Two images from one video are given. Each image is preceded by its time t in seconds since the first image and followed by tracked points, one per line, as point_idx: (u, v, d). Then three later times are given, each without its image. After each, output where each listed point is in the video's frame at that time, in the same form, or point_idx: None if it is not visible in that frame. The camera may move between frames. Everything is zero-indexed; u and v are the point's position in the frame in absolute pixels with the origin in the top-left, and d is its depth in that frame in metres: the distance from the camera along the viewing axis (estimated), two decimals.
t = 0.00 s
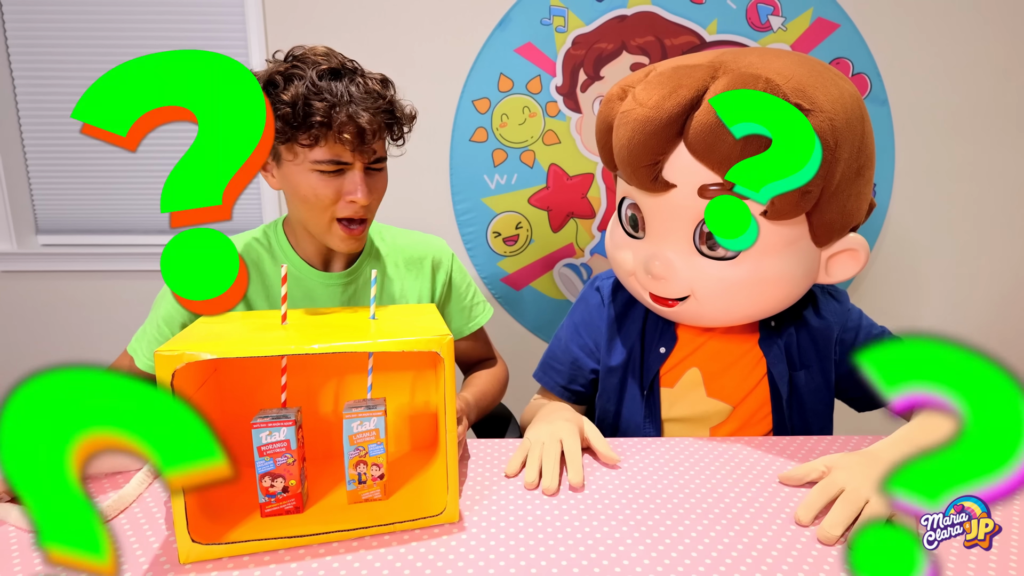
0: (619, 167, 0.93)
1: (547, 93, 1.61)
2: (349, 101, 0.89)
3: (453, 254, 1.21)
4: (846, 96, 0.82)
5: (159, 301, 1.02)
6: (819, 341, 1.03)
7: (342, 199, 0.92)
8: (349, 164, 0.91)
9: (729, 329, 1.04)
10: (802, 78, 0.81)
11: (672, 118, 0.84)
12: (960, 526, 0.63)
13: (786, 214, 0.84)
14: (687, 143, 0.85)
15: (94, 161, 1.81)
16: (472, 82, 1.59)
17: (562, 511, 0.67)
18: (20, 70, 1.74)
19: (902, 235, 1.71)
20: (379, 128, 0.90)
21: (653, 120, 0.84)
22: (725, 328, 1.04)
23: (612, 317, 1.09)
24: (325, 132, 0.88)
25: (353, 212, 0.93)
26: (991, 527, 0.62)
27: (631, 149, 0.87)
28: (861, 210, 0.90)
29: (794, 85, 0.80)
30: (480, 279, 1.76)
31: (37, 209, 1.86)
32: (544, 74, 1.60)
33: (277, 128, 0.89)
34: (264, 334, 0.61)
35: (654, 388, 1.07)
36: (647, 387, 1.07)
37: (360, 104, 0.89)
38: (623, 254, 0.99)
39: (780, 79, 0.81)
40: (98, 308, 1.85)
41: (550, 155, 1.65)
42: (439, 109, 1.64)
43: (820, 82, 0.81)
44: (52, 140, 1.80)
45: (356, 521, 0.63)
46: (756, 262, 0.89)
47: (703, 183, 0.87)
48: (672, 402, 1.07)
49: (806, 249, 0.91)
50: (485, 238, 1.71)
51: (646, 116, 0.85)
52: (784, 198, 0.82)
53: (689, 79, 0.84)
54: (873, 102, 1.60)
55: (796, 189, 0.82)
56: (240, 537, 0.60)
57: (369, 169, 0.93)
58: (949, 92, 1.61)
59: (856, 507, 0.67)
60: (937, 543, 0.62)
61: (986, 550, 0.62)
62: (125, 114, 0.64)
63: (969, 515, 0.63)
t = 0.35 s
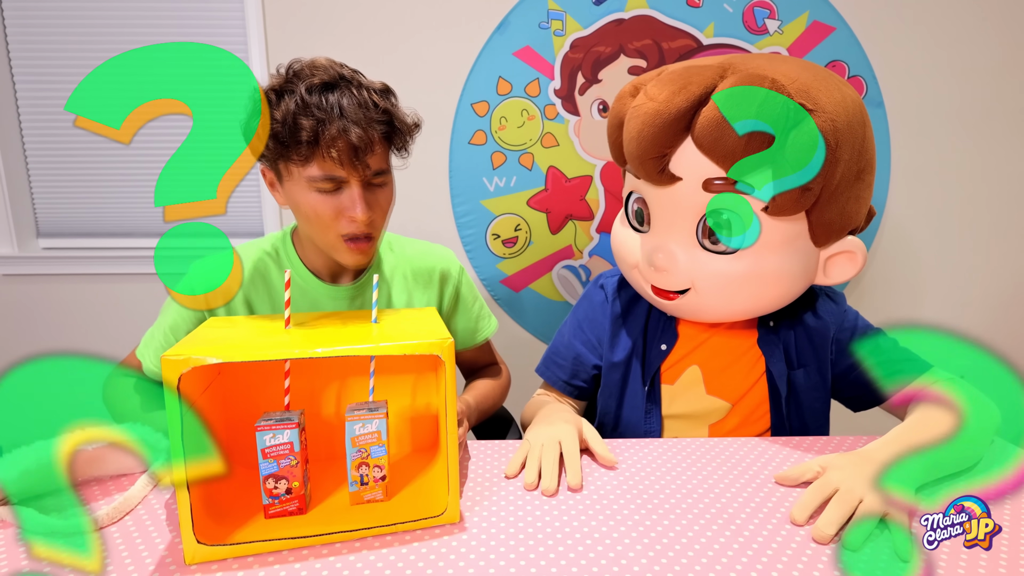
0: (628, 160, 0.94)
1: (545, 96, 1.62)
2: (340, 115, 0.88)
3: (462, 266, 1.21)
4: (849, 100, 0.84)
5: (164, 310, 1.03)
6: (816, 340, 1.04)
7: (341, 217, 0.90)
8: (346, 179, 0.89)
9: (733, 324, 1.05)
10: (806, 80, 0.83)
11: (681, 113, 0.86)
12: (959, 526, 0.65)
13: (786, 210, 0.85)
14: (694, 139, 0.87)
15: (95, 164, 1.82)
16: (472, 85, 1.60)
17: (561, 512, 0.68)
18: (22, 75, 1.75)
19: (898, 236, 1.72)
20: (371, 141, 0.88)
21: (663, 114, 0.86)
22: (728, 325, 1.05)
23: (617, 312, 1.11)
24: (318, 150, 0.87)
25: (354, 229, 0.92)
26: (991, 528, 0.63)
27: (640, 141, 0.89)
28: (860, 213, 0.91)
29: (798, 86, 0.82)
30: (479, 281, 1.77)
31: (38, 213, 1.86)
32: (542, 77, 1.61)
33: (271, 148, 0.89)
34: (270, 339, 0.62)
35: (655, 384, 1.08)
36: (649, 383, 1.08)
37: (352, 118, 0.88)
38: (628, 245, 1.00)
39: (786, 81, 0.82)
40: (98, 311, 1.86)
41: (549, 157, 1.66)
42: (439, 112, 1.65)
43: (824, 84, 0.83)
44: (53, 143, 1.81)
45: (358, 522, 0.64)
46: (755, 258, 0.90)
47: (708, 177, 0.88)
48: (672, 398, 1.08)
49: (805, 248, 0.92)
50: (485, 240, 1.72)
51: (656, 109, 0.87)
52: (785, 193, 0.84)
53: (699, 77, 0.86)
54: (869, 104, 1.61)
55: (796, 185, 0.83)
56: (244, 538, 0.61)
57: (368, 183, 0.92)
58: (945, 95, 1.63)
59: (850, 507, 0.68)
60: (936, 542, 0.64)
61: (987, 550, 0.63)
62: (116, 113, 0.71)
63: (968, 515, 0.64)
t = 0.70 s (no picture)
0: (635, 159, 0.94)
1: (541, 97, 1.62)
2: (362, 152, 0.79)
3: (480, 291, 1.20)
4: (851, 103, 0.85)
5: (169, 318, 1.03)
6: (811, 340, 1.04)
7: (360, 261, 0.83)
8: (366, 220, 0.81)
9: (731, 323, 1.06)
10: (811, 82, 0.84)
11: (690, 111, 0.86)
12: (960, 526, 0.66)
13: (792, 208, 0.86)
14: (703, 137, 0.87)
15: (91, 166, 1.82)
16: (468, 87, 1.60)
17: (556, 512, 0.68)
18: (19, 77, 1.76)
19: (892, 236, 1.73)
20: (394, 179, 0.79)
21: (672, 112, 0.86)
22: (726, 323, 1.06)
23: (614, 312, 1.11)
24: (335, 188, 0.79)
25: (373, 275, 0.84)
26: (991, 528, 0.65)
27: (649, 139, 0.88)
28: (859, 214, 0.93)
29: (805, 87, 0.83)
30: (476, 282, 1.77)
31: (37, 214, 1.87)
32: (539, 79, 1.61)
33: (284, 182, 0.82)
34: (267, 342, 0.63)
35: (652, 384, 1.09)
36: (646, 383, 1.09)
37: (375, 155, 0.79)
38: (631, 244, 1.01)
39: (792, 81, 0.83)
40: (95, 312, 1.86)
41: (546, 158, 1.67)
42: (435, 113, 1.65)
43: (829, 88, 0.84)
44: (49, 145, 1.81)
45: (354, 522, 0.65)
46: (759, 255, 0.91)
47: (715, 175, 0.88)
48: (670, 397, 1.09)
49: (805, 247, 0.92)
50: (482, 241, 1.73)
51: (667, 107, 0.86)
52: (791, 191, 0.84)
53: (708, 77, 0.86)
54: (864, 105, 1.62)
55: (802, 184, 0.84)
56: (240, 539, 0.61)
57: (390, 224, 0.84)
58: (938, 95, 1.63)
59: (841, 506, 0.68)
60: (936, 542, 0.65)
61: (986, 549, 0.63)
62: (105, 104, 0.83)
63: (968, 515, 0.67)
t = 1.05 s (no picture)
0: (636, 155, 0.93)
1: (538, 95, 1.62)
2: (360, 159, 0.78)
3: (482, 296, 1.19)
4: (852, 101, 0.85)
5: (166, 315, 1.01)
6: (808, 338, 1.04)
7: (355, 267, 0.83)
8: (362, 227, 0.81)
9: (728, 321, 1.05)
10: (813, 79, 0.84)
11: (691, 108, 0.85)
12: (960, 526, 0.66)
13: (793, 205, 0.86)
14: (704, 133, 0.86)
15: (85, 165, 1.81)
16: (464, 85, 1.60)
17: (552, 511, 0.68)
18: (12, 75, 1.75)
19: (889, 235, 1.73)
20: (391, 188, 0.78)
21: (673, 108, 0.86)
22: (724, 321, 1.06)
23: (612, 310, 1.11)
24: (331, 194, 0.78)
25: (368, 281, 0.84)
26: (991, 528, 0.65)
27: (650, 136, 0.88)
28: (858, 212, 0.92)
29: (806, 84, 0.82)
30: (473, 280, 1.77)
31: (30, 214, 1.85)
32: (535, 77, 1.60)
33: (281, 184, 0.81)
34: (260, 340, 0.62)
35: (649, 382, 1.08)
36: (643, 381, 1.08)
37: (373, 162, 0.78)
38: (631, 242, 1.00)
39: (794, 78, 0.83)
40: (90, 312, 1.85)
41: (543, 156, 1.66)
42: (431, 111, 1.64)
43: (830, 85, 0.84)
44: (42, 144, 1.79)
45: (348, 522, 0.64)
46: (760, 253, 0.90)
47: (715, 172, 0.88)
48: (667, 395, 1.08)
49: (805, 244, 0.92)
50: (478, 239, 1.72)
51: (668, 103, 0.86)
52: (792, 188, 0.84)
53: (709, 73, 0.86)
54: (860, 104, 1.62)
55: (804, 181, 0.83)
56: (232, 539, 0.61)
57: (387, 230, 0.83)
58: (934, 93, 1.63)
59: (839, 504, 0.68)
60: (936, 542, 0.65)
61: (986, 549, 0.63)
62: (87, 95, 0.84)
63: (968, 515, 0.66)
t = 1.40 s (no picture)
0: (633, 156, 0.93)
1: (537, 94, 1.61)
2: (355, 153, 0.77)
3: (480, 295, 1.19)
4: (849, 100, 0.85)
5: (161, 316, 1.01)
6: (808, 338, 1.04)
7: (353, 263, 0.82)
8: (359, 223, 0.81)
9: (727, 321, 1.05)
10: (809, 79, 0.83)
11: (687, 109, 0.85)
12: (960, 526, 0.66)
13: (791, 205, 0.86)
14: (700, 134, 0.86)
15: (80, 165, 1.80)
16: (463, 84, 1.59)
17: (552, 513, 0.68)
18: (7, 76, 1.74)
19: (887, 234, 1.73)
20: (387, 182, 0.77)
21: (670, 109, 0.85)
22: (723, 321, 1.06)
23: (611, 311, 1.11)
24: (327, 189, 0.77)
25: (366, 276, 0.84)
26: (991, 528, 0.65)
27: (647, 137, 0.88)
28: (856, 211, 0.92)
29: (803, 84, 0.82)
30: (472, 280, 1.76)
31: (25, 214, 1.84)
32: (534, 76, 1.60)
33: (276, 180, 0.80)
34: (257, 341, 0.62)
35: (649, 382, 1.08)
36: (643, 381, 1.08)
37: (368, 157, 0.77)
38: (628, 243, 1.00)
39: (790, 78, 0.82)
40: (86, 312, 1.84)
41: (541, 155, 1.66)
42: (429, 110, 1.64)
43: (827, 84, 0.83)
44: (38, 144, 1.78)
45: (346, 524, 0.64)
46: (758, 253, 0.90)
47: (712, 173, 0.88)
48: (666, 396, 1.08)
49: (803, 244, 0.92)
50: (477, 239, 1.72)
51: (664, 104, 0.86)
52: (790, 188, 0.84)
53: (705, 74, 0.85)
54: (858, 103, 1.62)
55: (801, 181, 0.83)
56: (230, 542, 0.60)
57: (383, 226, 0.83)
58: (933, 92, 1.63)
59: (840, 504, 0.68)
60: (936, 541, 0.64)
61: (986, 549, 0.63)
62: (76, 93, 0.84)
63: (969, 515, 0.66)
